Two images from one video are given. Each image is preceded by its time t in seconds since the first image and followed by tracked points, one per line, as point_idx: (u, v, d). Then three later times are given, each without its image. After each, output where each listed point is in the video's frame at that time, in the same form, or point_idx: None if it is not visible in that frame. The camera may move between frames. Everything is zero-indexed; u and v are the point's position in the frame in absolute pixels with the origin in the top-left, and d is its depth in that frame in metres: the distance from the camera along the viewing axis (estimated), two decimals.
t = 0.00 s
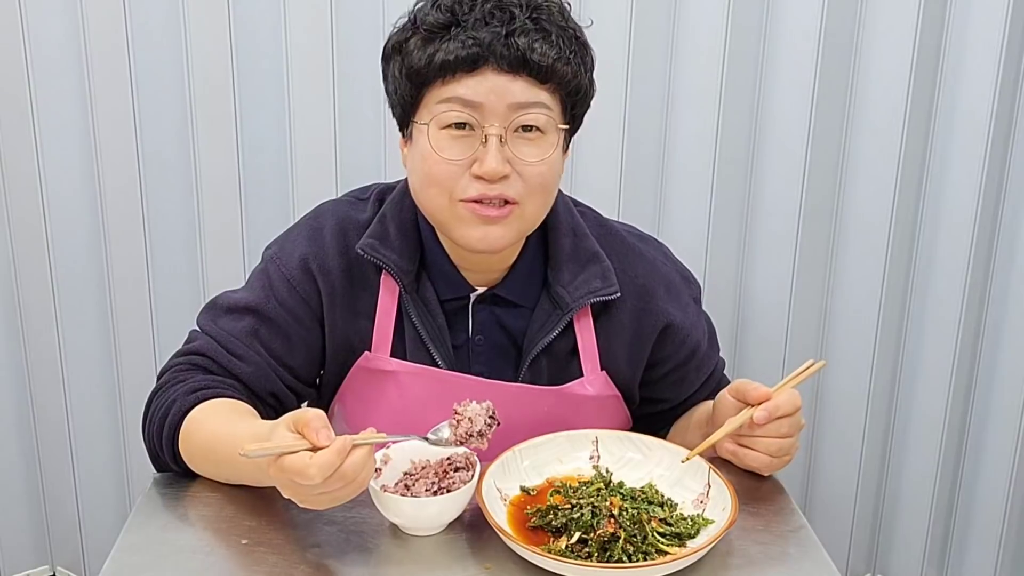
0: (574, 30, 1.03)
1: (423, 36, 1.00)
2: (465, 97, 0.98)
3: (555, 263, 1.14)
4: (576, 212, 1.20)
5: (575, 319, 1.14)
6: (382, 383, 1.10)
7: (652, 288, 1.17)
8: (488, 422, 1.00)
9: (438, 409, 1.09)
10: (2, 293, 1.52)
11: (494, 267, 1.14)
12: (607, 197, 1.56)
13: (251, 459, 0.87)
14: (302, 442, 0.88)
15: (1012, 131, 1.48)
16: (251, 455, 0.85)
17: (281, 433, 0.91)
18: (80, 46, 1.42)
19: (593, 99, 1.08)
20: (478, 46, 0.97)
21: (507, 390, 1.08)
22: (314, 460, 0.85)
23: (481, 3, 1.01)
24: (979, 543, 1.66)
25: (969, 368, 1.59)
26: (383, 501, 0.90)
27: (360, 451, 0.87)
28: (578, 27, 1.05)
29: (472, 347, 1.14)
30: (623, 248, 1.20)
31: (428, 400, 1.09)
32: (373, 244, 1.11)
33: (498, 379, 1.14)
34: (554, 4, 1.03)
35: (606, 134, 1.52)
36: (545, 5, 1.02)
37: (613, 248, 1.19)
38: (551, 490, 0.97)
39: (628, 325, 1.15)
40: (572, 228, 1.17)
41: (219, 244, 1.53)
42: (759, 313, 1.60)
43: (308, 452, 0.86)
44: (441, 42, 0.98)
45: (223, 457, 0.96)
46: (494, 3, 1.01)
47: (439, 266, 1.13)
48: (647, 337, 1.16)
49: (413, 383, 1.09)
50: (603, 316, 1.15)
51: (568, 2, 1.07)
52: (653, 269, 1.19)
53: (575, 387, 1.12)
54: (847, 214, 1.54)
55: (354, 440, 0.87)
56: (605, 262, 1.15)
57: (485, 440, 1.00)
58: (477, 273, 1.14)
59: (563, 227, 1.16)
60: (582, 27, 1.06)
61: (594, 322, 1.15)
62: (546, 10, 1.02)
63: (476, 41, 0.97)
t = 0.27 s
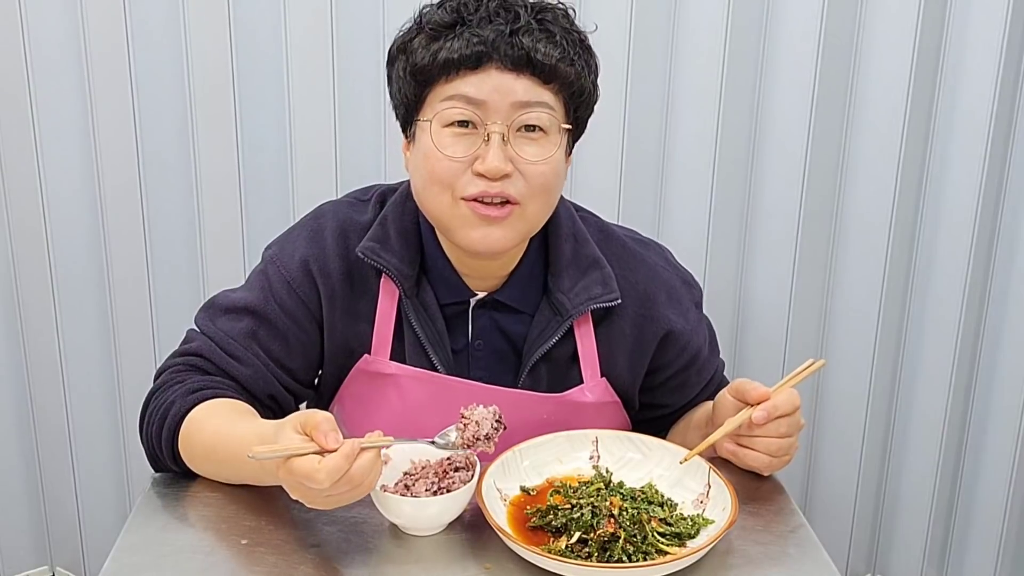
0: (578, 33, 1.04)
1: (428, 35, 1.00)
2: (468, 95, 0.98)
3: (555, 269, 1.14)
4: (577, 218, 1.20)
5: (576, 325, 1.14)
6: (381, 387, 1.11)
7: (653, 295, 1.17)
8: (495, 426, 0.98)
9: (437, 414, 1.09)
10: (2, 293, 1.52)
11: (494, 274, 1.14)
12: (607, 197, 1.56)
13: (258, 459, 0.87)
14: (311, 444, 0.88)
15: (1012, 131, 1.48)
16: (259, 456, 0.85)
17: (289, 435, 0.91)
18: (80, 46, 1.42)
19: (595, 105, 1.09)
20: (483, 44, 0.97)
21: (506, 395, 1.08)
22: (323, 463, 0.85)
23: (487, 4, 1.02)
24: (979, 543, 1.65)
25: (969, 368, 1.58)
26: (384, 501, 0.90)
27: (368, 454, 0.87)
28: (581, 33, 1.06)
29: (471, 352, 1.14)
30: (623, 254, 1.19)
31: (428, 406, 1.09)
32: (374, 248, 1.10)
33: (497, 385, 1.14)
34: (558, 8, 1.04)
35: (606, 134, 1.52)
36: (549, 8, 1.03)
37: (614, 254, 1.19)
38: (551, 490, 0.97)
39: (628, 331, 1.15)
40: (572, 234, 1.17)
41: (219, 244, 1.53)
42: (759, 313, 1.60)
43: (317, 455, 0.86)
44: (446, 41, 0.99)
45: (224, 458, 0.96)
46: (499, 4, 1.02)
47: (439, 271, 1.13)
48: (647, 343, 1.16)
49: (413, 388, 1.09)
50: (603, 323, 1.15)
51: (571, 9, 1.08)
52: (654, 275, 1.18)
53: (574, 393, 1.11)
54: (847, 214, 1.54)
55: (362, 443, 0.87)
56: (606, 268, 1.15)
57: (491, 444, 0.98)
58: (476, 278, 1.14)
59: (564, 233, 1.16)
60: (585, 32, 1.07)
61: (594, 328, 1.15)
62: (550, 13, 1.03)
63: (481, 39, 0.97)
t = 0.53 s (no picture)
0: (586, 36, 1.04)
1: (436, 35, 1.00)
2: (476, 95, 0.98)
3: (558, 271, 1.14)
4: (581, 220, 1.20)
5: (577, 327, 1.14)
6: (383, 385, 1.11)
7: (655, 298, 1.17)
8: (495, 424, 1.00)
9: (437, 414, 1.09)
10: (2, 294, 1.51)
11: (499, 275, 1.14)
12: (607, 197, 1.56)
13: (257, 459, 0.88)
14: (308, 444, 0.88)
15: (1011, 131, 1.48)
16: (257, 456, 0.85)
17: (288, 435, 0.91)
18: (80, 45, 1.42)
19: (601, 107, 1.09)
20: (491, 44, 0.97)
21: (507, 397, 1.08)
22: (319, 464, 0.85)
23: (495, 5, 1.02)
24: (980, 543, 1.66)
25: (969, 368, 1.58)
26: (384, 502, 0.90)
27: (365, 453, 0.87)
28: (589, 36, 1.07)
29: (472, 353, 1.14)
30: (626, 257, 1.19)
31: (429, 407, 1.09)
32: (378, 246, 1.11)
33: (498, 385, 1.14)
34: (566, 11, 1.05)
35: (606, 134, 1.52)
36: (557, 11, 1.04)
37: (618, 256, 1.19)
38: (551, 490, 0.97)
39: (630, 334, 1.15)
40: (575, 236, 1.17)
41: (219, 244, 1.53)
42: (759, 313, 1.60)
43: (313, 455, 0.86)
44: (454, 41, 0.99)
45: (225, 458, 0.96)
46: (507, 5, 1.02)
47: (443, 271, 1.13)
48: (649, 346, 1.16)
49: (415, 388, 1.09)
50: (605, 325, 1.15)
51: (578, 11, 1.08)
52: (656, 278, 1.18)
53: (575, 395, 1.11)
54: (847, 214, 1.54)
55: (360, 442, 0.87)
56: (609, 270, 1.15)
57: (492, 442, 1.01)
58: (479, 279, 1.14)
59: (567, 235, 1.16)
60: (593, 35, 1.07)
61: (596, 330, 1.15)
62: (558, 15, 1.03)
63: (489, 39, 0.97)
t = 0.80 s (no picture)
0: (595, 35, 1.04)
1: (444, 34, 1.00)
2: (484, 94, 0.98)
3: (563, 271, 1.14)
4: (587, 221, 1.20)
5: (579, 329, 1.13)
6: (382, 385, 1.11)
7: (660, 299, 1.17)
8: (495, 432, 0.98)
9: (435, 416, 1.09)
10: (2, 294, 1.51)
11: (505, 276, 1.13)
12: (608, 197, 1.56)
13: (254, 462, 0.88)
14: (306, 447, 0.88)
15: (1011, 131, 1.48)
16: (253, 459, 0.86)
17: (287, 438, 0.91)
18: (80, 46, 1.42)
19: (608, 106, 1.09)
20: (500, 43, 0.97)
21: (508, 402, 1.08)
22: (314, 470, 0.85)
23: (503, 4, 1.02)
24: (980, 543, 1.65)
25: (969, 369, 1.58)
26: (384, 501, 0.90)
27: (362, 459, 0.87)
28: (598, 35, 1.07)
29: (477, 351, 1.14)
30: (631, 258, 1.20)
31: (428, 408, 1.09)
32: (384, 244, 1.11)
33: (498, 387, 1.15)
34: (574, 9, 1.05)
35: (606, 134, 1.52)
36: (566, 9, 1.03)
37: (623, 258, 1.19)
38: (551, 490, 0.97)
39: (634, 334, 1.15)
40: (582, 236, 1.17)
41: (219, 244, 1.53)
42: (759, 313, 1.60)
43: (310, 459, 0.86)
44: (463, 39, 0.99)
45: (226, 459, 0.96)
46: (516, 4, 1.02)
47: (449, 270, 1.13)
48: (653, 347, 1.16)
49: (413, 389, 1.09)
50: (609, 326, 1.15)
51: (586, 8, 1.08)
52: (662, 279, 1.19)
53: (572, 397, 1.11)
54: (847, 214, 1.54)
55: (356, 447, 0.87)
56: (614, 271, 1.15)
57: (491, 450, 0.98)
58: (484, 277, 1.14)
59: (574, 234, 1.17)
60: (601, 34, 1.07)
61: (597, 331, 1.15)
62: (566, 14, 1.03)
63: (498, 38, 0.97)
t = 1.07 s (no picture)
0: (590, 45, 1.03)
1: (437, 51, 0.99)
2: (478, 115, 0.98)
3: (562, 272, 1.14)
4: (587, 221, 1.20)
5: (577, 330, 1.13)
6: (382, 384, 1.11)
7: (659, 300, 1.17)
8: (496, 436, 1.00)
9: (434, 415, 1.09)
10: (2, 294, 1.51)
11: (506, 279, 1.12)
12: (608, 197, 1.56)
13: (255, 460, 0.88)
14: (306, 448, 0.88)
15: (1011, 131, 1.48)
16: (255, 458, 0.86)
17: (288, 436, 0.91)
18: (80, 45, 1.42)
19: (605, 114, 1.08)
20: (492, 63, 0.96)
21: (508, 401, 1.08)
22: (315, 469, 0.85)
23: (495, 17, 1.00)
24: (980, 543, 1.65)
25: (969, 369, 1.58)
26: (384, 501, 0.90)
27: (363, 460, 0.87)
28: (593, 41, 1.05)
29: (476, 351, 1.14)
30: (631, 258, 1.19)
31: (427, 408, 1.09)
32: (384, 245, 1.11)
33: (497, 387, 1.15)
34: (568, 17, 1.03)
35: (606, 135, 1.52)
36: (560, 20, 1.01)
37: (622, 258, 1.19)
38: (551, 490, 0.97)
39: (633, 334, 1.15)
40: (581, 236, 1.17)
41: (219, 244, 1.53)
42: (759, 313, 1.60)
43: (310, 459, 0.86)
44: (455, 59, 0.98)
45: (227, 458, 0.96)
46: (508, 17, 1.00)
47: (448, 271, 1.13)
48: (652, 347, 1.16)
49: (413, 389, 1.09)
50: (608, 326, 1.15)
51: (583, 15, 1.06)
52: (661, 279, 1.18)
53: (570, 396, 1.11)
54: (847, 214, 1.54)
55: (359, 448, 0.87)
56: (613, 273, 1.15)
57: (491, 454, 1.00)
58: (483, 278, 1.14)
59: (572, 235, 1.16)
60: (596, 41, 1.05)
61: (596, 332, 1.15)
62: (561, 25, 1.01)
63: (489, 57, 0.96)
